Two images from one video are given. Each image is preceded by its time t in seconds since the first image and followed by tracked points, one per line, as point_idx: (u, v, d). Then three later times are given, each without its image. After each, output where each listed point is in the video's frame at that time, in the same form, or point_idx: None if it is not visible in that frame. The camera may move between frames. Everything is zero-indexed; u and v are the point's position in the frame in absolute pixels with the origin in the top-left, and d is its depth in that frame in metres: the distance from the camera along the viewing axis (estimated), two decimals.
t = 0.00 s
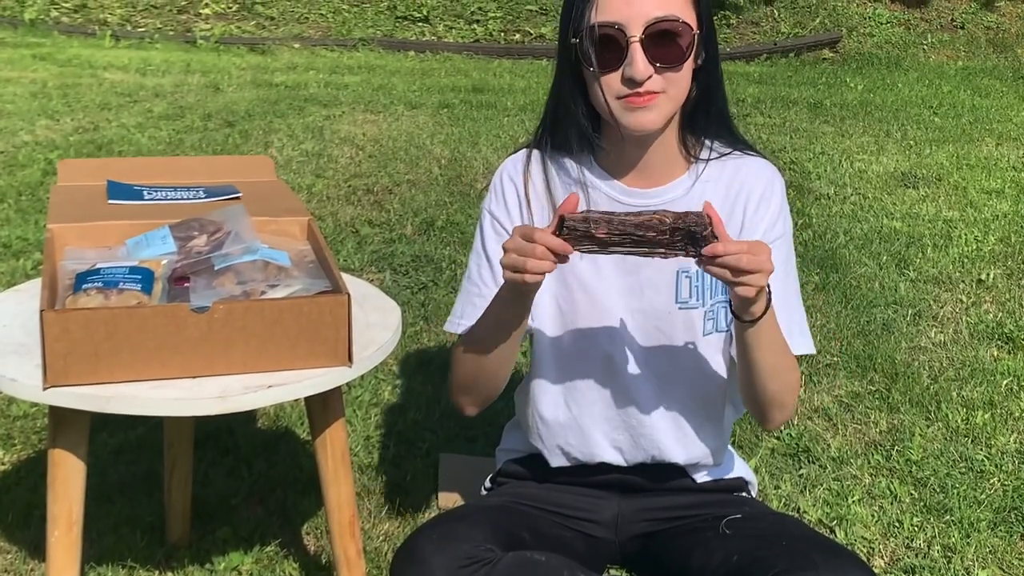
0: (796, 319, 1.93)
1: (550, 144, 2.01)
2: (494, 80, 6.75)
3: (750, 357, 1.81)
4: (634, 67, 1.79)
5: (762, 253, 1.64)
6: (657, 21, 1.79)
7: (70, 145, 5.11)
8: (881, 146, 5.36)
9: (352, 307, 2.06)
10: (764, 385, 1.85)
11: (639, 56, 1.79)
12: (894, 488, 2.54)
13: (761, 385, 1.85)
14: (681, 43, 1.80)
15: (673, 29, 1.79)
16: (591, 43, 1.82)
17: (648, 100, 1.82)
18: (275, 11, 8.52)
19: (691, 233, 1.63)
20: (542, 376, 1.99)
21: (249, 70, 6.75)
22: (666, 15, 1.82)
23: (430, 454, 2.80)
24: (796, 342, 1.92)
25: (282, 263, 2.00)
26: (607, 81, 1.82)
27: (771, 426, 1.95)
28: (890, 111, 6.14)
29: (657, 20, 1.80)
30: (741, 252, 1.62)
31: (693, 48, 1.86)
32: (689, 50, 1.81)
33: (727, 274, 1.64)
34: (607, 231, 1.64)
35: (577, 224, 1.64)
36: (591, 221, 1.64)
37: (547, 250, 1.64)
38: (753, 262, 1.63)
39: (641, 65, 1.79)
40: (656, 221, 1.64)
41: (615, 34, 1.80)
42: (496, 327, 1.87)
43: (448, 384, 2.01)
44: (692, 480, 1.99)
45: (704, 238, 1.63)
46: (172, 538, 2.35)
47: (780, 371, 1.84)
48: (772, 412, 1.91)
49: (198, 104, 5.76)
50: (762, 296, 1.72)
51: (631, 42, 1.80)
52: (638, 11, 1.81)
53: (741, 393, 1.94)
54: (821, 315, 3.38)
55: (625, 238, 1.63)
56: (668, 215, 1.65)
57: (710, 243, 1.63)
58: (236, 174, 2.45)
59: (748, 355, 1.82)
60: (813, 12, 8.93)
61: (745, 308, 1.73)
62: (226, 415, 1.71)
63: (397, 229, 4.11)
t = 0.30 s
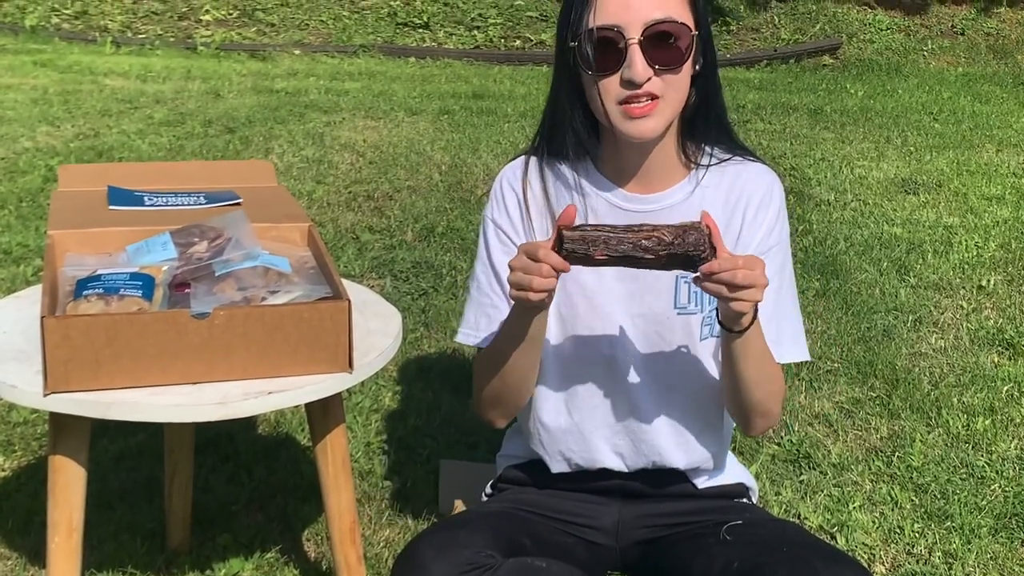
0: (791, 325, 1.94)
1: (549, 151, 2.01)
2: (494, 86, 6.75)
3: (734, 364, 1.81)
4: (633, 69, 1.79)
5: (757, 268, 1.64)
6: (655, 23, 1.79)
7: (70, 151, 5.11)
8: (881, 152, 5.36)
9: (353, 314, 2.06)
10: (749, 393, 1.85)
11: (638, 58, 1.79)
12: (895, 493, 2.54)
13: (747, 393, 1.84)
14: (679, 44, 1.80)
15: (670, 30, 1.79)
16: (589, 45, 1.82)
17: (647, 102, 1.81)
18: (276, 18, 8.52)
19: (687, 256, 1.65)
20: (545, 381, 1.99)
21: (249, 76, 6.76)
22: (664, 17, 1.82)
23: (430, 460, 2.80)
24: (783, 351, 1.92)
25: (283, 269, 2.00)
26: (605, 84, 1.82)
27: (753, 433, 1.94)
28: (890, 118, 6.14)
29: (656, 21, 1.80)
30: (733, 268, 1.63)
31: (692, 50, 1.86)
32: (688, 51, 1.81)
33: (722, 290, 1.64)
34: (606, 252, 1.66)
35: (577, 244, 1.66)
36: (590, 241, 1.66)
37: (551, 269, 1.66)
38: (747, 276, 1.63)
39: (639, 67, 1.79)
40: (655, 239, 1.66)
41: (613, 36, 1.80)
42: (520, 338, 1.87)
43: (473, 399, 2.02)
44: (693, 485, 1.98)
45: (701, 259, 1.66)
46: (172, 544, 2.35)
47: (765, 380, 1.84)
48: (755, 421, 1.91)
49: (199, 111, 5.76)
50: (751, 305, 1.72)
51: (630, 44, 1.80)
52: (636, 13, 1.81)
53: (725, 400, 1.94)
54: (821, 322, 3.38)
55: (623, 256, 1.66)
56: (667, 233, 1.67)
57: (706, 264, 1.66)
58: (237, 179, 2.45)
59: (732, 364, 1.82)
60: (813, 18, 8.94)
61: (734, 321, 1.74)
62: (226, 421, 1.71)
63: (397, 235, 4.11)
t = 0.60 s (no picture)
0: (790, 331, 1.93)
1: (547, 164, 2.01)
2: (494, 95, 6.76)
3: (727, 377, 1.81)
4: (631, 82, 1.79)
5: (747, 291, 1.66)
6: (652, 36, 1.80)
7: (71, 160, 5.12)
8: (881, 161, 5.37)
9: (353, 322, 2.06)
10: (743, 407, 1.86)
11: (636, 72, 1.80)
12: (895, 502, 2.54)
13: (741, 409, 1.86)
14: (676, 57, 1.81)
15: (667, 43, 1.80)
16: (586, 60, 1.83)
17: (645, 115, 1.82)
18: (276, 28, 8.54)
19: (676, 288, 1.62)
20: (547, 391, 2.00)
21: (250, 86, 6.77)
22: (661, 29, 1.82)
23: (430, 469, 2.80)
24: (777, 359, 1.92)
25: (283, 278, 2.00)
26: (603, 97, 1.83)
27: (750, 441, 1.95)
28: (890, 127, 6.15)
29: (653, 34, 1.81)
30: (725, 296, 1.63)
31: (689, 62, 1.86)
32: (685, 64, 1.82)
33: (717, 319, 1.65)
34: (594, 290, 1.64)
35: (564, 283, 1.65)
36: (577, 280, 1.64)
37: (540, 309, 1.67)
38: (740, 302, 1.64)
39: (637, 80, 1.79)
40: (643, 274, 1.64)
41: (610, 50, 1.81)
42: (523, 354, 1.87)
43: (487, 419, 2.02)
44: (693, 494, 1.98)
45: (691, 290, 1.62)
46: (172, 553, 2.35)
47: (759, 393, 1.85)
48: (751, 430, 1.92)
49: (199, 120, 5.77)
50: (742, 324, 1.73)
51: (627, 57, 1.80)
52: (633, 25, 1.82)
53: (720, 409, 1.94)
54: (821, 331, 3.39)
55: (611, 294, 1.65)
56: (655, 266, 1.64)
57: (696, 295, 1.63)
58: (237, 186, 2.45)
59: (725, 375, 1.82)
60: (812, 27, 8.95)
61: (723, 338, 1.74)
62: (226, 430, 1.71)
63: (397, 244, 4.11)
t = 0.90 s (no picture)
0: (789, 345, 1.94)
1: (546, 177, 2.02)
2: (493, 106, 6.77)
3: (724, 391, 1.83)
4: (629, 99, 1.80)
5: (742, 311, 1.67)
6: (651, 53, 1.80)
7: (71, 171, 5.12)
8: (880, 172, 5.37)
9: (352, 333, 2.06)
10: (739, 421, 1.87)
11: (634, 88, 1.80)
12: (895, 513, 2.54)
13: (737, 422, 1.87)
14: (675, 73, 1.81)
15: (666, 60, 1.80)
16: (584, 76, 1.83)
17: (643, 131, 1.82)
18: (276, 39, 8.55)
19: (674, 310, 1.64)
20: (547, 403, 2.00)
21: (250, 97, 6.77)
22: (659, 45, 1.83)
23: (430, 480, 2.80)
24: (775, 373, 1.93)
25: (283, 288, 2.01)
26: (602, 114, 1.83)
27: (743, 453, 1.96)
28: (888, 137, 6.16)
29: (651, 51, 1.81)
30: (723, 318, 1.65)
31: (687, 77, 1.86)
32: (684, 80, 1.82)
33: (714, 340, 1.66)
34: (592, 307, 1.65)
35: (563, 298, 1.65)
36: (576, 295, 1.65)
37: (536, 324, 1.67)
38: (736, 323, 1.65)
39: (636, 97, 1.80)
40: (641, 294, 1.65)
41: (609, 67, 1.81)
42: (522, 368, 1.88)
43: (486, 431, 2.01)
44: (693, 506, 1.98)
45: (689, 313, 1.64)
46: (172, 564, 2.35)
47: (755, 408, 1.86)
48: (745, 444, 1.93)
49: (200, 131, 5.77)
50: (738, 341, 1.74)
51: (626, 74, 1.81)
52: (631, 41, 1.82)
53: (716, 422, 1.95)
54: (820, 341, 3.39)
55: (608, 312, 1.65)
56: (654, 287, 1.65)
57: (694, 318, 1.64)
58: (238, 197, 2.45)
59: (723, 390, 1.83)
60: (811, 38, 8.96)
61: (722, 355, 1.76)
62: (225, 442, 1.71)
63: (397, 254, 4.12)
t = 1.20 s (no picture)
0: (787, 356, 1.95)
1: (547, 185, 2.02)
2: (493, 114, 6.77)
3: (727, 401, 1.84)
4: (630, 106, 1.80)
5: (755, 316, 1.69)
6: (652, 61, 1.80)
7: (71, 180, 5.13)
8: (879, 180, 5.37)
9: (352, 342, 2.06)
10: (741, 430, 1.87)
11: (635, 96, 1.80)
12: (895, 521, 2.54)
13: (739, 431, 1.87)
14: (676, 81, 1.81)
15: (668, 68, 1.80)
16: (586, 83, 1.83)
17: (644, 138, 1.82)
18: (276, 47, 8.55)
19: (690, 312, 1.65)
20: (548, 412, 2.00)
21: (249, 105, 6.78)
22: (661, 54, 1.83)
23: (430, 488, 2.80)
24: (775, 384, 1.94)
25: (282, 297, 2.00)
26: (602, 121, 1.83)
27: (742, 464, 1.97)
28: (888, 145, 6.16)
29: (653, 59, 1.81)
30: (737, 322, 1.66)
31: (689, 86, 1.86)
32: (685, 89, 1.82)
33: (727, 344, 1.67)
34: (607, 311, 1.65)
35: (578, 303, 1.65)
36: (590, 300, 1.65)
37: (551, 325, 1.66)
38: (751, 327, 1.67)
39: (637, 104, 1.80)
40: (656, 298, 1.66)
41: (611, 74, 1.81)
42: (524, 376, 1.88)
43: (486, 441, 2.01)
44: (693, 515, 1.98)
45: (704, 316, 1.65)
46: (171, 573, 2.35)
47: (759, 417, 1.87)
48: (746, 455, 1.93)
49: (199, 139, 5.78)
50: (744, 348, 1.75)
51: (628, 82, 1.81)
52: (633, 49, 1.82)
53: (716, 434, 1.95)
54: (820, 349, 3.39)
55: (624, 315, 1.66)
56: (668, 290, 1.66)
57: (709, 320, 1.65)
58: (238, 205, 2.46)
59: (726, 400, 1.85)
60: (811, 46, 8.96)
61: (728, 364, 1.77)
62: (224, 451, 1.71)
63: (397, 262, 4.12)
